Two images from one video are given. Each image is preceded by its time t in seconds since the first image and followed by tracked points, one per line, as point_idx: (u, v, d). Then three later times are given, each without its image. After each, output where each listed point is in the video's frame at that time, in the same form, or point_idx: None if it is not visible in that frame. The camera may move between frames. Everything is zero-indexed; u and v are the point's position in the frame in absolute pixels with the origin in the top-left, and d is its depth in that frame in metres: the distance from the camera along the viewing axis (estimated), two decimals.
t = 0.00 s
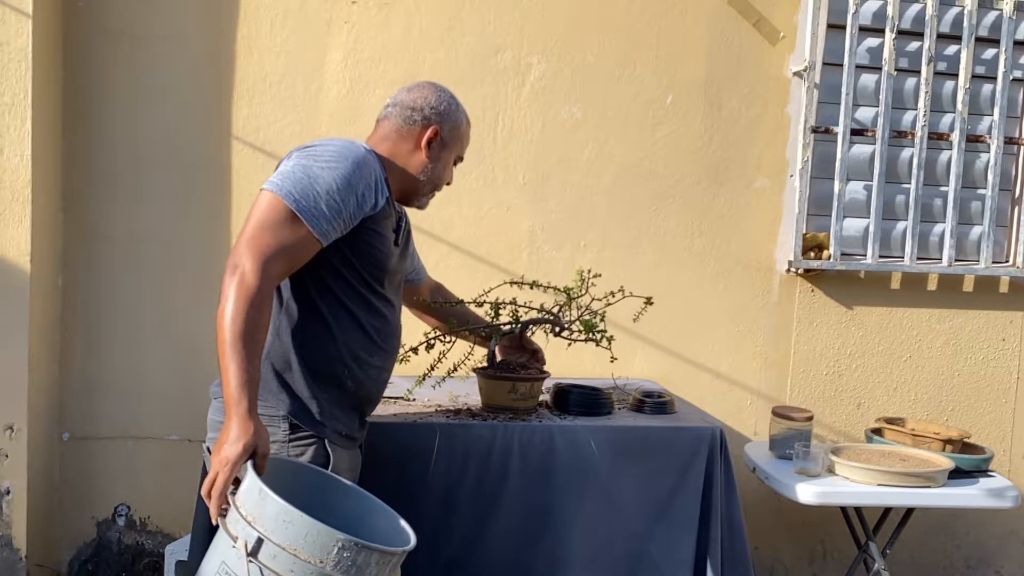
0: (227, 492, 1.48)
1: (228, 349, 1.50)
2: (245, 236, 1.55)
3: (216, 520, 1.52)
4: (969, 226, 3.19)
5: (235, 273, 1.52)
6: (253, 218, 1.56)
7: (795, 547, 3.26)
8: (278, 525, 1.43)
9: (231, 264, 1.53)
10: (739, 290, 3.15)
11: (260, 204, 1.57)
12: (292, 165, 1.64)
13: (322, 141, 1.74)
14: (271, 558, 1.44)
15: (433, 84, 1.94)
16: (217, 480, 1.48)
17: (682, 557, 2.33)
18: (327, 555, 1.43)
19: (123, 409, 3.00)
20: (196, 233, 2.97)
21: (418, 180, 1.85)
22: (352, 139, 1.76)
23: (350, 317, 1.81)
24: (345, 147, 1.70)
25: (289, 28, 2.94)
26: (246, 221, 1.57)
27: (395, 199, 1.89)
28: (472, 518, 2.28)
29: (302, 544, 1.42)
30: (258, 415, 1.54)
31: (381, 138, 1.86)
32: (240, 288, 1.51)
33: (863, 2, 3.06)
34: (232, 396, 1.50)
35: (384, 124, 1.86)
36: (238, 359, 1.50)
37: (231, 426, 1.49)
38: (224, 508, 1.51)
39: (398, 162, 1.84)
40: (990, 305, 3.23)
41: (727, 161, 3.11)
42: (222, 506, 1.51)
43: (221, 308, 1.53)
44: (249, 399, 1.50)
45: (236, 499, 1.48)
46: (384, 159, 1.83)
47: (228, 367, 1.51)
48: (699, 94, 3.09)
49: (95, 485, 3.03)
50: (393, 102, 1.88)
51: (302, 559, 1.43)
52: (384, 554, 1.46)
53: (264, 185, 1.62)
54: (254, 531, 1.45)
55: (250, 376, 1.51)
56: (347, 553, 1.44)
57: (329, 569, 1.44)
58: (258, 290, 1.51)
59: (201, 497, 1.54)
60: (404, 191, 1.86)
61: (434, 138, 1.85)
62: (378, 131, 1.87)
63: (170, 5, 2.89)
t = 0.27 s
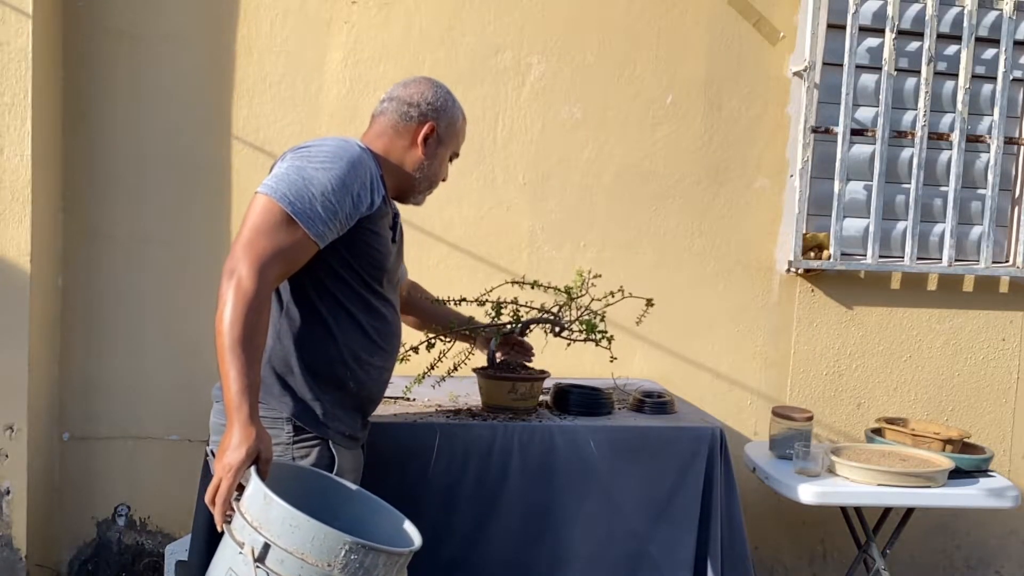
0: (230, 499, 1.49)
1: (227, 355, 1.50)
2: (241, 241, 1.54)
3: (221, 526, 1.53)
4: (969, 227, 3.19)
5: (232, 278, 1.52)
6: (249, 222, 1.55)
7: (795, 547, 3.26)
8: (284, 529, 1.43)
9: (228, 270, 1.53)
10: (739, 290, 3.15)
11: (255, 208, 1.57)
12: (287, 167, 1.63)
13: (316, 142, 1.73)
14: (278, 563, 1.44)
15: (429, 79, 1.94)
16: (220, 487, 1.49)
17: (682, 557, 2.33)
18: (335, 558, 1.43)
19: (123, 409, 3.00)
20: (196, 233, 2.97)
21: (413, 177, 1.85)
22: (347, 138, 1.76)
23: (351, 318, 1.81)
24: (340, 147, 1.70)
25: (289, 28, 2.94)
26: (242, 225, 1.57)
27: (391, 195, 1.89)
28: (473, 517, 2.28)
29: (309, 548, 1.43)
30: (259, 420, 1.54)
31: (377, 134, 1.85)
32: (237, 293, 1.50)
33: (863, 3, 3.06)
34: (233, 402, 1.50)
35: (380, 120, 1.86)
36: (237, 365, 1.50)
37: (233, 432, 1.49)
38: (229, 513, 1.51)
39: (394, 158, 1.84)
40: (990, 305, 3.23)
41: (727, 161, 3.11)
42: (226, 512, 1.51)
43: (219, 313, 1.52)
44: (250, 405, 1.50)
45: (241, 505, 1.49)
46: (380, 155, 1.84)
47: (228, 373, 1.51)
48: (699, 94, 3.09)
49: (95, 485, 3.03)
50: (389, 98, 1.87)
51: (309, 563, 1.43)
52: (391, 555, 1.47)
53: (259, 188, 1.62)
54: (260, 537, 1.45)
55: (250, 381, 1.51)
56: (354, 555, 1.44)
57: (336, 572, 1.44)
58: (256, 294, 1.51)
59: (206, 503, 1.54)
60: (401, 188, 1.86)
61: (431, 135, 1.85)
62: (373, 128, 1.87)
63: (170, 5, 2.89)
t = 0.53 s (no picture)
0: (234, 507, 1.48)
1: (229, 362, 1.50)
2: (241, 247, 1.54)
3: (224, 534, 1.52)
4: (969, 226, 3.19)
5: (233, 284, 1.51)
6: (249, 227, 1.55)
7: (795, 547, 3.26)
8: (287, 539, 1.43)
9: (228, 276, 1.53)
10: (739, 290, 3.15)
11: (255, 212, 1.56)
12: (288, 169, 1.63)
13: (318, 142, 1.72)
14: (282, 572, 1.44)
15: (429, 76, 1.94)
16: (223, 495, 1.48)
17: (683, 558, 2.33)
18: (339, 566, 1.43)
19: (123, 410, 3.00)
20: (196, 233, 2.97)
21: (416, 174, 1.85)
22: (348, 138, 1.75)
23: (353, 319, 1.81)
24: (341, 147, 1.69)
25: (289, 28, 2.94)
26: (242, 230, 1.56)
27: (393, 193, 1.88)
28: (472, 517, 2.28)
29: (312, 557, 1.43)
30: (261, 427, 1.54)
31: (378, 132, 1.84)
32: (238, 299, 1.50)
33: (863, 3, 3.06)
34: (235, 409, 1.49)
35: (381, 117, 1.85)
36: (239, 371, 1.50)
37: (235, 440, 1.49)
38: (232, 521, 1.51)
39: (396, 155, 1.83)
40: (990, 305, 3.23)
41: (727, 161, 3.11)
42: (229, 521, 1.51)
43: (220, 319, 1.52)
44: (252, 412, 1.50)
45: (244, 513, 1.48)
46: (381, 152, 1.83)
47: (230, 380, 1.50)
48: (699, 94, 3.09)
49: (95, 485, 3.03)
50: (390, 95, 1.87)
51: (313, 572, 1.43)
52: (394, 562, 1.47)
53: (259, 191, 1.61)
54: (264, 547, 1.45)
55: (252, 388, 1.51)
56: (358, 563, 1.44)
57: None
58: (257, 300, 1.50)
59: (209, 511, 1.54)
60: (403, 185, 1.86)
61: (433, 132, 1.85)
62: (374, 126, 1.86)
63: (170, 5, 2.89)
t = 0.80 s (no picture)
0: (245, 527, 1.47)
1: (238, 379, 1.48)
2: (245, 259, 1.50)
3: (235, 553, 1.51)
4: (969, 227, 3.19)
5: (240, 299, 1.48)
6: (251, 238, 1.51)
7: (795, 547, 3.26)
8: (300, 567, 1.40)
9: (234, 290, 1.50)
10: (739, 290, 3.15)
11: (257, 221, 1.52)
12: (288, 174, 1.59)
13: (315, 143, 1.68)
14: None
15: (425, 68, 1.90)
16: (235, 515, 1.47)
17: (683, 557, 2.32)
18: None
19: (123, 410, 3.00)
20: (196, 233, 2.97)
21: (414, 170, 1.81)
22: (346, 138, 1.70)
23: (356, 324, 1.79)
24: (341, 149, 1.65)
25: (289, 28, 2.94)
26: (244, 241, 1.52)
27: (390, 188, 1.84)
28: (472, 517, 2.28)
29: None
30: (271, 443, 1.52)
31: (375, 127, 1.80)
32: (246, 314, 1.47)
33: (863, 3, 3.06)
34: (245, 427, 1.48)
35: (378, 111, 1.81)
36: (249, 388, 1.48)
37: (246, 459, 1.47)
38: (244, 541, 1.50)
39: (394, 150, 1.79)
40: (990, 305, 3.23)
41: (727, 161, 3.11)
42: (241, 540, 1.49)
43: (227, 334, 1.49)
44: (262, 430, 1.48)
45: (255, 534, 1.46)
46: (379, 147, 1.79)
47: (240, 397, 1.48)
48: (699, 94, 3.09)
49: (95, 485, 3.03)
50: (386, 88, 1.83)
51: None
52: None
53: (261, 197, 1.56)
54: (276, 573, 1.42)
55: (261, 405, 1.49)
56: None
57: None
58: (264, 315, 1.48)
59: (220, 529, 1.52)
60: (401, 181, 1.82)
61: (431, 127, 1.81)
62: (370, 120, 1.81)
63: (170, 5, 2.89)
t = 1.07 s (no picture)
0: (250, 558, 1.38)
1: (237, 403, 1.39)
2: (239, 274, 1.42)
3: None
4: (969, 226, 3.19)
5: (235, 319, 1.40)
6: (245, 251, 1.43)
7: (795, 547, 3.26)
8: None
9: (229, 307, 1.41)
10: (739, 290, 3.15)
11: (249, 234, 1.43)
12: (278, 181, 1.49)
13: (305, 144, 1.57)
14: None
15: (418, 56, 1.79)
16: (238, 545, 1.38)
17: (683, 557, 2.32)
18: None
19: (123, 410, 3.00)
20: (196, 233, 2.97)
21: (412, 166, 1.72)
22: (337, 137, 1.60)
23: (356, 329, 1.72)
24: (333, 151, 1.54)
25: (289, 29, 2.94)
26: (236, 258, 1.44)
27: (385, 185, 1.75)
28: (472, 517, 2.28)
29: None
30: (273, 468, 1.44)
31: (367, 121, 1.69)
32: (243, 334, 1.39)
33: (863, 3, 3.06)
34: (246, 451, 1.40)
35: (370, 103, 1.70)
36: (249, 412, 1.40)
37: (247, 487, 1.39)
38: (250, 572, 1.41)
39: (389, 145, 1.69)
40: (990, 305, 3.23)
41: (727, 161, 3.11)
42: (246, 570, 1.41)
43: (224, 356, 1.41)
44: (263, 453, 1.40)
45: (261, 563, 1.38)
46: (373, 141, 1.68)
47: (240, 422, 1.40)
48: (699, 93, 3.09)
49: (95, 485, 3.03)
50: (378, 78, 1.72)
51: None
52: None
53: (251, 207, 1.46)
54: None
55: (262, 427, 1.41)
56: None
57: None
58: (262, 332, 1.39)
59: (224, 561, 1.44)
60: (397, 177, 1.73)
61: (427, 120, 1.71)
62: (362, 114, 1.70)
63: (170, 5, 2.89)
